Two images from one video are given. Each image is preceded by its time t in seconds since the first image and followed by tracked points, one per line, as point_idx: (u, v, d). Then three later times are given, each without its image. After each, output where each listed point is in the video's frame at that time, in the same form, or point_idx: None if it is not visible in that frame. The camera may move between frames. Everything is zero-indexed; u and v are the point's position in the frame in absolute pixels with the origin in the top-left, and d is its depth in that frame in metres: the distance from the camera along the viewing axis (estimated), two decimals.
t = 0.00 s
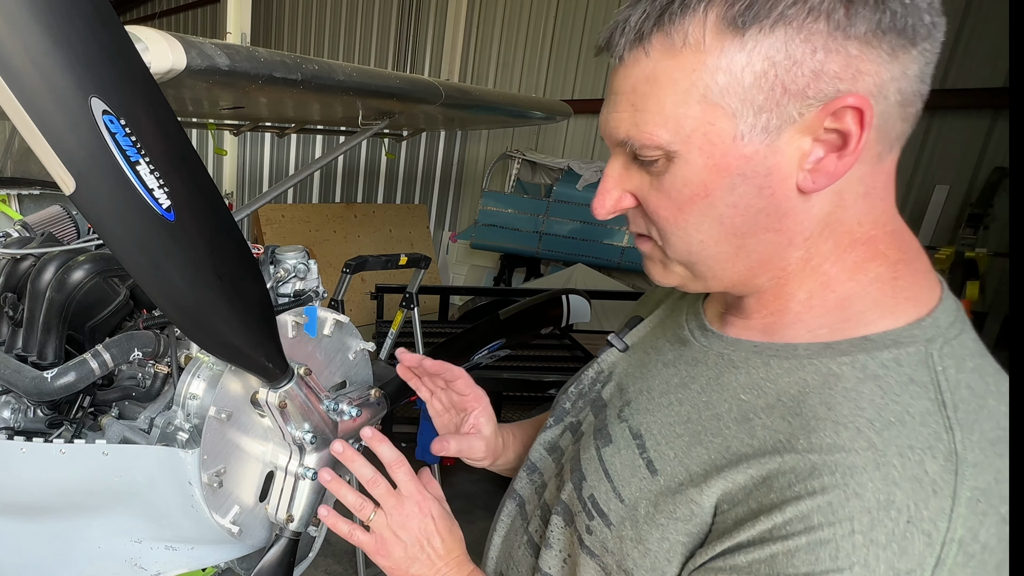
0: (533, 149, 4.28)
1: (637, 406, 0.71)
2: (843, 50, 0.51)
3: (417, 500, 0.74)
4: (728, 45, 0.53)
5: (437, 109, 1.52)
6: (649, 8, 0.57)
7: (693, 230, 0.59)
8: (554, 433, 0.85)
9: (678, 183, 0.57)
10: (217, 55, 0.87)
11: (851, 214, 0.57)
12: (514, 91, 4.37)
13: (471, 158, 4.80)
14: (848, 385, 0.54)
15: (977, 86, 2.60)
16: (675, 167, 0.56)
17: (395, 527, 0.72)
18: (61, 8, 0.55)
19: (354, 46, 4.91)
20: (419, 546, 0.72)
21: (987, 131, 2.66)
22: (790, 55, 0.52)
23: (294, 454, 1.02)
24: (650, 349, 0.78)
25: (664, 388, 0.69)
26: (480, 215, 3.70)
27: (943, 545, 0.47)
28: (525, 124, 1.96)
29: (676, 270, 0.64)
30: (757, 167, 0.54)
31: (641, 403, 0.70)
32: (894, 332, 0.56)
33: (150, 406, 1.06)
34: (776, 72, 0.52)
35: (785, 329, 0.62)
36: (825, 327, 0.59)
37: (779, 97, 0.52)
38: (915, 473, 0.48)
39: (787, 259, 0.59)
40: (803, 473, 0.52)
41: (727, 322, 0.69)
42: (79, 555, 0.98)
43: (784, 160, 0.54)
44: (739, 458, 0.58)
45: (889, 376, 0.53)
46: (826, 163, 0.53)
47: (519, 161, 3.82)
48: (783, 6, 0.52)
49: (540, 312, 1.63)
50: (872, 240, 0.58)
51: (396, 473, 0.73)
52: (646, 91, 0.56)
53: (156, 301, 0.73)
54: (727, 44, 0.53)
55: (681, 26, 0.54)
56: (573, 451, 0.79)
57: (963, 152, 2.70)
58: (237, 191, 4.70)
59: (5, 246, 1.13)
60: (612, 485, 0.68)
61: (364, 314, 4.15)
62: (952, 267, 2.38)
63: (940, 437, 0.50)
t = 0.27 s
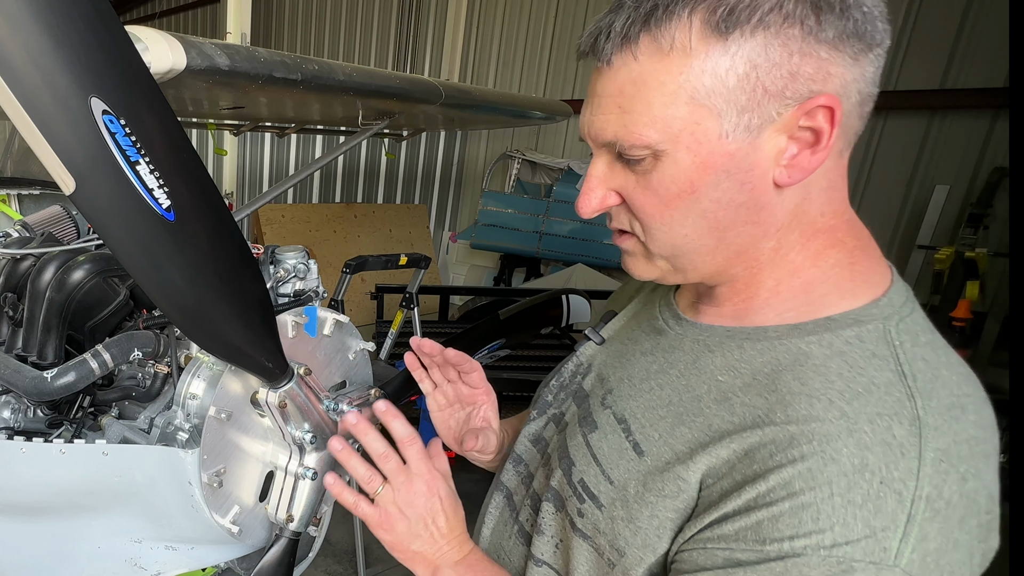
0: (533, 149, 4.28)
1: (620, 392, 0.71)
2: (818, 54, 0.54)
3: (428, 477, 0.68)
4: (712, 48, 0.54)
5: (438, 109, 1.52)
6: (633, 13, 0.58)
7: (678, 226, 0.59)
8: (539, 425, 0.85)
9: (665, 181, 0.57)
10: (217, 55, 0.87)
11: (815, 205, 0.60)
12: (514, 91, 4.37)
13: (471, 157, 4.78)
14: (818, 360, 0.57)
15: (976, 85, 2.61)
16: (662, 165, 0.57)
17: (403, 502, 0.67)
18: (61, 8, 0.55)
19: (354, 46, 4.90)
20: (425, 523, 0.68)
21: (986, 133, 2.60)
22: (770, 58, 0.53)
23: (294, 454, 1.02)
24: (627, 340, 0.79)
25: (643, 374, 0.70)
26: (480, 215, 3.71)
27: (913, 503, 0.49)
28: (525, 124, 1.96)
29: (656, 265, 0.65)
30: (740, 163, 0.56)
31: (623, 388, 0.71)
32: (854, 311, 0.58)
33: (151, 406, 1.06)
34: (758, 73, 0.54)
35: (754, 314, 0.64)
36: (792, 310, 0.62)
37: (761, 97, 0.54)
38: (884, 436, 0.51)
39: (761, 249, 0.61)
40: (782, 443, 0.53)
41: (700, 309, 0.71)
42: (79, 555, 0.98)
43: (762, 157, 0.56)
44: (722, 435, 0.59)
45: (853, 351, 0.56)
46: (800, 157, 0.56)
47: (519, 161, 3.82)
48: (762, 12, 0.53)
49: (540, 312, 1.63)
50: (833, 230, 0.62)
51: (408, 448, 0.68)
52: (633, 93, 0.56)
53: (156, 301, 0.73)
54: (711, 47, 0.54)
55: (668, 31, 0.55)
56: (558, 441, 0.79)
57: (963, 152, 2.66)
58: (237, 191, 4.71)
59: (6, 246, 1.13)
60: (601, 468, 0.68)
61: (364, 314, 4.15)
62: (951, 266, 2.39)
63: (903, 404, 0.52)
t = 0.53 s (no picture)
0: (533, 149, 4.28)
1: (610, 383, 0.71)
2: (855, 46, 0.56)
3: (441, 494, 0.67)
4: (797, 34, 0.52)
5: (438, 109, 1.52)
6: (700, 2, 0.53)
7: (749, 221, 0.56)
8: (527, 421, 0.84)
9: (751, 172, 0.54)
10: (217, 54, 0.87)
11: (815, 192, 0.62)
12: (514, 91, 4.37)
13: (471, 156, 4.76)
14: (798, 341, 0.57)
15: (978, 85, 2.60)
16: (749, 155, 0.53)
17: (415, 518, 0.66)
18: (60, 8, 0.56)
19: (354, 45, 4.90)
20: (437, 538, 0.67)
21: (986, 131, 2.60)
22: (835, 46, 0.54)
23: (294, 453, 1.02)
24: (609, 335, 0.79)
25: (631, 364, 0.70)
26: (480, 215, 3.71)
27: (904, 468, 0.50)
28: (525, 124, 1.96)
29: (704, 269, 0.60)
30: (810, 150, 0.55)
31: (613, 379, 0.71)
32: (829, 294, 0.60)
33: (151, 406, 1.06)
34: (828, 61, 0.54)
35: (744, 296, 0.64)
36: (775, 292, 0.62)
37: (831, 85, 0.54)
38: (871, 407, 0.52)
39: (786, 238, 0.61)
40: (777, 421, 0.54)
41: (680, 299, 0.71)
42: (78, 554, 0.97)
43: (819, 144, 0.56)
44: (716, 417, 0.59)
45: (830, 330, 0.57)
46: (840, 140, 0.58)
47: (519, 161, 3.82)
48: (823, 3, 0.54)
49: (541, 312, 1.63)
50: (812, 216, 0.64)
51: (422, 466, 0.66)
52: (729, 80, 0.51)
53: (156, 301, 0.73)
54: (796, 34, 0.52)
55: (753, 16, 0.52)
56: (549, 435, 0.78)
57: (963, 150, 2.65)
58: (237, 191, 4.71)
59: (6, 246, 1.13)
60: (598, 457, 0.67)
61: (364, 314, 4.15)
62: (952, 265, 2.40)
63: (881, 376, 0.53)
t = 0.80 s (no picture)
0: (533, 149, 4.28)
1: (616, 383, 0.71)
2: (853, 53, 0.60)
3: (461, 536, 0.59)
4: (822, 40, 0.55)
5: (438, 109, 1.52)
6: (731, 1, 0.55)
7: (763, 219, 0.58)
8: (523, 425, 0.83)
9: (772, 171, 0.56)
10: (217, 54, 0.87)
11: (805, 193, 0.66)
12: (514, 91, 4.37)
13: (471, 157, 4.76)
14: (808, 332, 0.59)
15: (977, 86, 2.60)
16: (772, 155, 0.55)
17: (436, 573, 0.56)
18: (59, 8, 0.55)
19: (354, 45, 4.90)
20: None
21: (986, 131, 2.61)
22: (846, 55, 0.57)
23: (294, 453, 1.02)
24: (602, 335, 0.79)
25: (635, 364, 0.70)
26: (480, 215, 3.71)
27: (936, 449, 0.51)
28: (525, 124, 1.96)
29: (715, 265, 0.62)
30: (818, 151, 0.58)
31: (618, 379, 0.71)
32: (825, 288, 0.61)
33: (151, 406, 1.06)
34: (842, 70, 0.57)
35: (741, 292, 0.65)
36: (773, 287, 0.64)
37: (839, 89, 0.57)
38: (894, 393, 0.53)
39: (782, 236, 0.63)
40: (809, 415, 0.54)
41: (675, 297, 0.72)
42: (78, 555, 0.98)
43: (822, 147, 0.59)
44: (742, 414, 0.59)
45: (834, 321, 0.59)
46: (835, 142, 0.61)
47: (519, 161, 3.82)
48: (836, 11, 0.57)
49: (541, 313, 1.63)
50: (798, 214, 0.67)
51: (435, 512, 0.58)
52: (764, 80, 0.53)
53: (156, 301, 0.73)
54: (821, 40, 0.55)
55: (785, 18, 0.54)
56: (553, 437, 0.78)
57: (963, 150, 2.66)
58: (237, 191, 4.72)
59: (5, 246, 1.13)
60: (619, 458, 0.67)
61: (365, 314, 4.15)
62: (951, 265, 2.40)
63: (894, 362, 0.55)
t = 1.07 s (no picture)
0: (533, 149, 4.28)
1: (623, 382, 0.71)
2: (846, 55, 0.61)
3: None
4: (819, 38, 0.55)
5: (438, 109, 1.52)
6: None
7: (756, 212, 0.58)
8: (523, 428, 0.82)
9: (767, 164, 0.56)
10: (216, 55, 0.87)
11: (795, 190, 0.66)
12: (514, 91, 4.37)
13: (471, 156, 4.74)
14: (815, 325, 0.60)
15: (978, 85, 2.60)
16: (769, 148, 0.55)
17: None
18: (59, 8, 0.55)
19: (354, 45, 4.90)
20: None
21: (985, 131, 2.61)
22: (841, 55, 0.58)
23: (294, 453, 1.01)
24: (597, 334, 0.78)
25: (642, 363, 0.70)
26: (480, 215, 3.71)
27: (952, 434, 0.53)
28: (525, 124, 1.96)
29: (709, 257, 0.61)
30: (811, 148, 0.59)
31: (625, 378, 0.71)
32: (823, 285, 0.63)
33: (151, 406, 1.06)
34: (837, 68, 0.57)
35: (739, 289, 0.66)
36: (770, 284, 0.65)
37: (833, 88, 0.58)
38: (909, 381, 0.55)
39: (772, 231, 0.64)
40: (835, 409, 0.55)
41: (672, 293, 0.72)
42: (79, 555, 0.98)
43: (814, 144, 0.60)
44: (763, 409, 0.59)
45: (837, 313, 0.61)
46: (827, 141, 0.62)
47: (519, 161, 3.82)
48: (834, 12, 0.57)
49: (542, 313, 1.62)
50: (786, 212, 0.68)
51: (460, 563, 0.57)
52: (765, 74, 0.53)
53: (156, 301, 0.72)
54: (819, 37, 0.55)
55: (787, 12, 0.54)
56: (558, 438, 0.77)
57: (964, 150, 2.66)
58: (237, 191, 4.72)
59: (5, 246, 1.13)
60: (638, 457, 0.66)
61: (365, 314, 4.15)
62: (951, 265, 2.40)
63: (901, 352, 0.57)
